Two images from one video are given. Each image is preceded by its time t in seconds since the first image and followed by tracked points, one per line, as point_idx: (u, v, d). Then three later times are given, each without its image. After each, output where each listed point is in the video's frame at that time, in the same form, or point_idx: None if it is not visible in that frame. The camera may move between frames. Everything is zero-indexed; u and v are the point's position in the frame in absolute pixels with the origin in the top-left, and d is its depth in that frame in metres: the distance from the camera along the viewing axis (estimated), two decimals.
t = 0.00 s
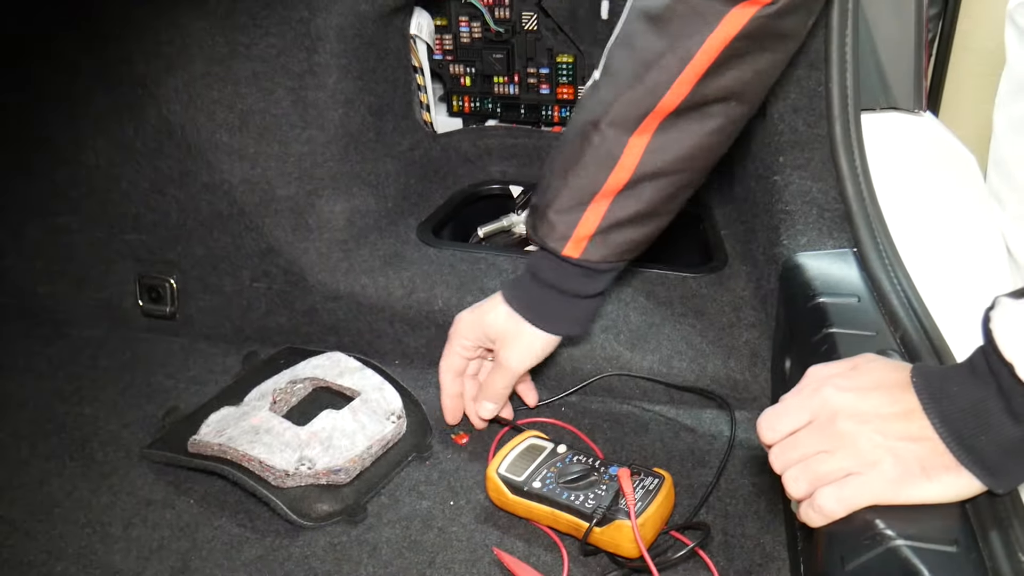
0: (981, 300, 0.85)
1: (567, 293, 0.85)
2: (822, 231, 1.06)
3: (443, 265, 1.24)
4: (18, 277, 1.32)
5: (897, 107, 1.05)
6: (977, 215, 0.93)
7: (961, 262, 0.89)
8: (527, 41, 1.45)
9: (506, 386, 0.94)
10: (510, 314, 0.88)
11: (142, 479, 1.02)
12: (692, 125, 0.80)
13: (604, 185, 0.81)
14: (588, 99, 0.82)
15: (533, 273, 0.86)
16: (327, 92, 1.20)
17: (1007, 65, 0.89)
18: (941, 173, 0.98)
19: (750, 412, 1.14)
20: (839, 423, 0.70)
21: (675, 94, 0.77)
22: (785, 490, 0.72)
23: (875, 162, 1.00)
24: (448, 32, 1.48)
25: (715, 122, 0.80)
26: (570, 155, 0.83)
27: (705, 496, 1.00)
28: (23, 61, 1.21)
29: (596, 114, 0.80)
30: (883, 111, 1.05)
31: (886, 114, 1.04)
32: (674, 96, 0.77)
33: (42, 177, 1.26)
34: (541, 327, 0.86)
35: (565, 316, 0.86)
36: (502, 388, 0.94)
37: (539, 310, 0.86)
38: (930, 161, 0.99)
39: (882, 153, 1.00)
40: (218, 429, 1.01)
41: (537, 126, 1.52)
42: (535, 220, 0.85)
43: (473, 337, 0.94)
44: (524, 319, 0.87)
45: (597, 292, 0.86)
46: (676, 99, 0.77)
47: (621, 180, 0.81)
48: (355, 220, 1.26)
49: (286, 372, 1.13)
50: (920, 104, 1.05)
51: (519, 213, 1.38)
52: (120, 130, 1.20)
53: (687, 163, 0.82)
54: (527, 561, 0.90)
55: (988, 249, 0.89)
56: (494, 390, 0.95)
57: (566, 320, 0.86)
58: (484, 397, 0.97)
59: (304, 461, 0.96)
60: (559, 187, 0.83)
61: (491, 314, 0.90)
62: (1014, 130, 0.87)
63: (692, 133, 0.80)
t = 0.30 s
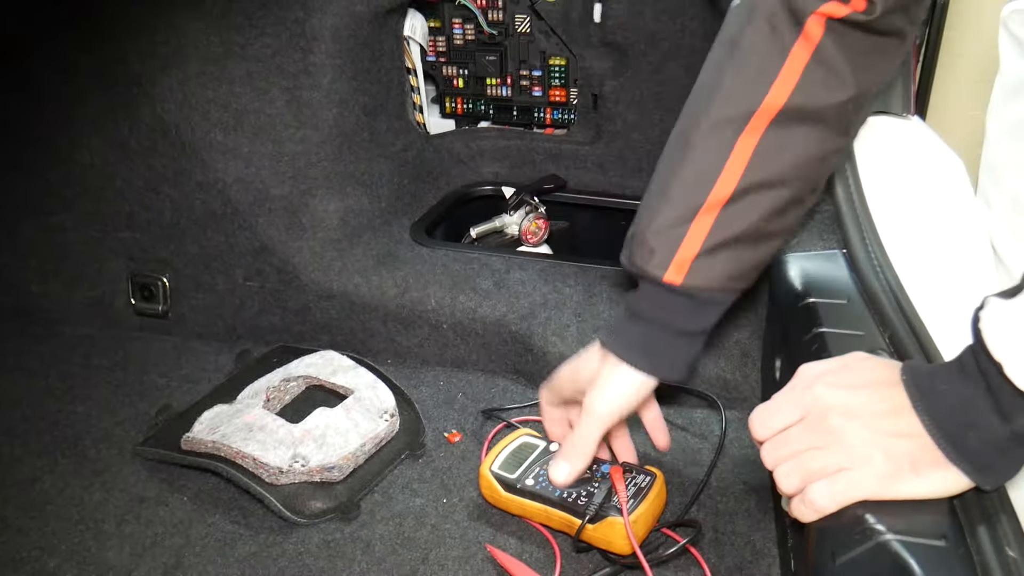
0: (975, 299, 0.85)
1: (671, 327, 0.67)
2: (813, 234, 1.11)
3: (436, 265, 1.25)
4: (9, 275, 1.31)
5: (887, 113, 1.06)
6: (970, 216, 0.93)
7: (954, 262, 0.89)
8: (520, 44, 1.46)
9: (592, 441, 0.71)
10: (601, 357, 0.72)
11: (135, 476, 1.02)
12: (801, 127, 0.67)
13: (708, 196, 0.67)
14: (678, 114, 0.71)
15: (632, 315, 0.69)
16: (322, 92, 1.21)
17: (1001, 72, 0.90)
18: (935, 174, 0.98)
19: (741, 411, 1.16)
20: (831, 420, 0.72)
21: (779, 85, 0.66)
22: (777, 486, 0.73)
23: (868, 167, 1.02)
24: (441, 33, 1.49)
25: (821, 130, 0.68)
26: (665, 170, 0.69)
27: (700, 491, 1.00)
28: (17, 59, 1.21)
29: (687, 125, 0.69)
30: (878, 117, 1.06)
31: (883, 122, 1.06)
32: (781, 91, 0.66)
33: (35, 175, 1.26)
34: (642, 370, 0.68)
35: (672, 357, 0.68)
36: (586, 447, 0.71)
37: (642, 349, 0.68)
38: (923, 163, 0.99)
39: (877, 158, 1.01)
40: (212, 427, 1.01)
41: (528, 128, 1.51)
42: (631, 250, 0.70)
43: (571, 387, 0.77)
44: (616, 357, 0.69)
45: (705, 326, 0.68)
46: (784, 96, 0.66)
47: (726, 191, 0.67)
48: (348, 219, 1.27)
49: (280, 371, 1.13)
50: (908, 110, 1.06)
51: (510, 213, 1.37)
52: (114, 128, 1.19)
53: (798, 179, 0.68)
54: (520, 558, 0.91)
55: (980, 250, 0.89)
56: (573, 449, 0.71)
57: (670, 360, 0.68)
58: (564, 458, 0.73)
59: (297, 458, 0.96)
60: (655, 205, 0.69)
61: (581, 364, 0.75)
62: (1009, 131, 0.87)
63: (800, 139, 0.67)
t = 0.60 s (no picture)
0: (965, 291, 0.87)
1: (641, 355, 0.72)
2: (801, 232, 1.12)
3: (427, 268, 1.25)
4: None
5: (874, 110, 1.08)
6: (956, 211, 0.96)
7: (943, 254, 0.91)
8: (508, 48, 1.46)
9: (591, 472, 0.80)
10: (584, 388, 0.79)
11: (129, 483, 1.02)
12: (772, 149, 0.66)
13: (676, 227, 0.69)
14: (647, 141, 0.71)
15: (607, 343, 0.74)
16: (312, 97, 1.22)
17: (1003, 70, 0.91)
18: (922, 172, 1.01)
19: (732, 410, 1.18)
20: (821, 416, 0.73)
21: (740, 117, 0.65)
22: (770, 482, 0.75)
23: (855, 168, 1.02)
24: (430, 38, 1.50)
25: (798, 147, 0.66)
26: (635, 200, 0.71)
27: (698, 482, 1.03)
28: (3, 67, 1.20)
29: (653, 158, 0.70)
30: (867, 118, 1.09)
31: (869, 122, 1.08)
32: (742, 121, 0.65)
33: (24, 184, 1.25)
34: (621, 401, 0.74)
35: (648, 388, 0.73)
36: (590, 477, 0.81)
37: (618, 379, 0.73)
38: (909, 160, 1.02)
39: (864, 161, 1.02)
40: (206, 433, 1.01)
41: (518, 131, 1.54)
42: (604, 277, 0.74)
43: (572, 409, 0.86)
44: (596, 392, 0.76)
45: (681, 352, 0.72)
46: (744, 125, 0.65)
47: (693, 221, 0.68)
48: (339, 224, 1.28)
49: (272, 376, 1.13)
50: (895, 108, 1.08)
51: (501, 216, 1.37)
52: (104, 136, 1.19)
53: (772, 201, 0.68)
54: (515, 559, 0.91)
55: (969, 243, 0.92)
56: (578, 481, 0.82)
57: (648, 391, 0.73)
58: (577, 496, 0.84)
59: (291, 463, 0.96)
60: (626, 237, 0.72)
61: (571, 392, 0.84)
62: (1010, 127, 0.89)
63: (772, 161, 0.67)
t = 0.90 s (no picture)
0: (965, 292, 0.86)
1: (658, 310, 0.79)
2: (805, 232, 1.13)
3: (427, 270, 1.25)
4: None
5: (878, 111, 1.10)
6: (959, 212, 0.96)
7: (943, 256, 0.90)
8: (508, 49, 1.46)
9: (588, 410, 0.87)
10: (597, 330, 0.85)
11: (129, 485, 1.01)
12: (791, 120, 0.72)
13: (699, 188, 0.76)
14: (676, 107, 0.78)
15: (625, 295, 0.81)
16: (311, 99, 1.22)
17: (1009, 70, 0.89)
18: (925, 172, 1.01)
19: (734, 410, 1.18)
20: (823, 414, 0.72)
21: (761, 90, 0.71)
22: (772, 480, 0.75)
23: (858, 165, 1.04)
24: (428, 40, 1.50)
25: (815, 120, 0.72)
26: (661, 163, 0.79)
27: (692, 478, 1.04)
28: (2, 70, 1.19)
29: (679, 125, 0.77)
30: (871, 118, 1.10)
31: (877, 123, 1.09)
32: (764, 90, 0.71)
33: (22, 188, 1.25)
34: (632, 350, 0.81)
35: (660, 340, 0.81)
36: (584, 413, 0.87)
37: (633, 330, 0.81)
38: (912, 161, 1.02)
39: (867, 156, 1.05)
40: (206, 435, 1.01)
41: (517, 133, 1.53)
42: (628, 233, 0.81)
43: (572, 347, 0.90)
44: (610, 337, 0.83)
45: (693, 310, 0.79)
46: (767, 96, 0.71)
47: (714, 183, 0.75)
48: (339, 226, 1.28)
49: (272, 377, 1.13)
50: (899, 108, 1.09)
51: (501, 217, 1.37)
52: (103, 139, 1.19)
53: (790, 170, 0.74)
54: (517, 560, 0.91)
55: (970, 244, 0.91)
56: (572, 416, 0.88)
57: (658, 343, 0.81)
58: (564, 427, 0.89)
59: (292, 464, 0.96)
60: (651, 198, 0.79)
61: (578, 330, 0.88)
62: (1011, 130, 0.87)
63: (790, 134, 0.73)
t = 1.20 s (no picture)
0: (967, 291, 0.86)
1: (650, 294, 0.79)
2: (805, 228, 1.14)
3: (427, 265, 1.24)
4: None
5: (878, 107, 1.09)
6: (961, 208, 0.95)
7: (945, 253, 0.90)
8: (510, 44, 1.47)
9: (573, 390, 0.85)
10: (586, 311, 0.85)
11: (127, 479, 1.01)
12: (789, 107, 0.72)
13: (694, 173, 0.75)
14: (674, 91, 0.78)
15: (618, 278, 0.81)
16: (312, 93, 1.21)
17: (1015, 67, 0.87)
18: (926, 168, 1.00)
19: (734, 407, 1.17)
20: (824, 411, 0.72)
21: (761, 74, 0.71)
22: (772, 476, 0.75)
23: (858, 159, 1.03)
24: (430, 35, 1.50)
25: (815, 109, 0.71)
26: (655, 148, 0.78)
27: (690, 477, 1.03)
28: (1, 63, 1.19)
29: (676, 110, 0.76)
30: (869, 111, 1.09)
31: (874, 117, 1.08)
32: (764, 76, 0.71)
33: (21, 181, 1.25)
34: (622, 332, 0.81)
35: (651, 326, 0.80)
36: (567, 395, 0.85)
37: (624, 313, 0.80)
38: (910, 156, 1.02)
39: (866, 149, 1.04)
40: (205, 429, 1.00)
41: (519, 128, 1.54)
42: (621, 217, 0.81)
43: (557, 327, 0.89)
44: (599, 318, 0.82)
45: (685, 298, 0.79)
46: (765, 82, 0.71)
47: (710, 169, 0.75)
48: (339, 220, 1.27)
49: (272, 372, 1.12)
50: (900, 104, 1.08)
51: (501, 213, 1.37)
52: (103, 132, 1.18)
53: (787, 159, 0.74)
54: (516, 556, 0.90)
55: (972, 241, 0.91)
56: (556, 396, 0.86)
57: (648, 328, 0.80)
58: (546, 407, 0.87)
59: (291, 459, 0.95)
60: (644, 183, 0.79)
61: (566, 310, 0.87)
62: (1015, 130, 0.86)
63: (788, 120, 0.72)
